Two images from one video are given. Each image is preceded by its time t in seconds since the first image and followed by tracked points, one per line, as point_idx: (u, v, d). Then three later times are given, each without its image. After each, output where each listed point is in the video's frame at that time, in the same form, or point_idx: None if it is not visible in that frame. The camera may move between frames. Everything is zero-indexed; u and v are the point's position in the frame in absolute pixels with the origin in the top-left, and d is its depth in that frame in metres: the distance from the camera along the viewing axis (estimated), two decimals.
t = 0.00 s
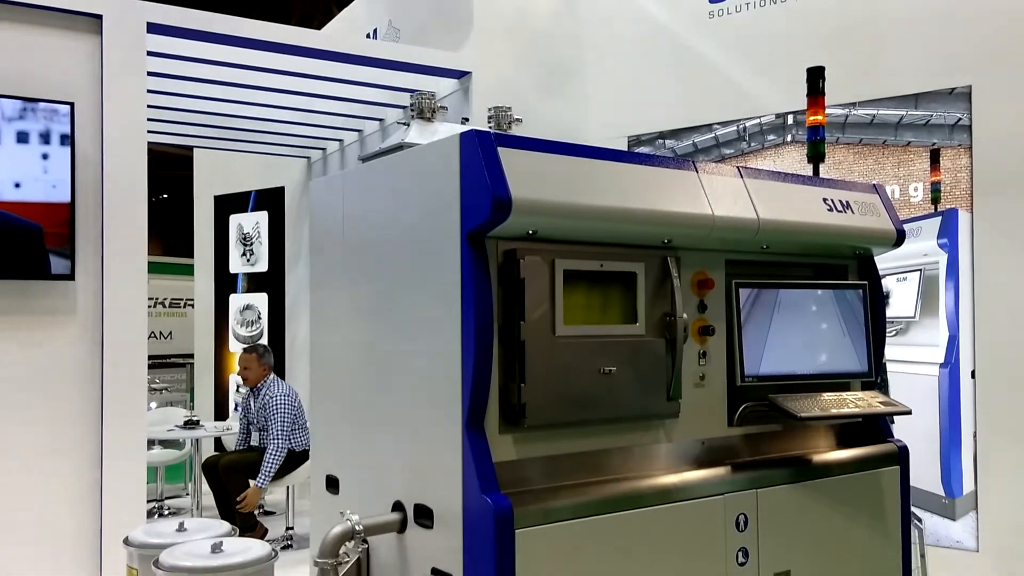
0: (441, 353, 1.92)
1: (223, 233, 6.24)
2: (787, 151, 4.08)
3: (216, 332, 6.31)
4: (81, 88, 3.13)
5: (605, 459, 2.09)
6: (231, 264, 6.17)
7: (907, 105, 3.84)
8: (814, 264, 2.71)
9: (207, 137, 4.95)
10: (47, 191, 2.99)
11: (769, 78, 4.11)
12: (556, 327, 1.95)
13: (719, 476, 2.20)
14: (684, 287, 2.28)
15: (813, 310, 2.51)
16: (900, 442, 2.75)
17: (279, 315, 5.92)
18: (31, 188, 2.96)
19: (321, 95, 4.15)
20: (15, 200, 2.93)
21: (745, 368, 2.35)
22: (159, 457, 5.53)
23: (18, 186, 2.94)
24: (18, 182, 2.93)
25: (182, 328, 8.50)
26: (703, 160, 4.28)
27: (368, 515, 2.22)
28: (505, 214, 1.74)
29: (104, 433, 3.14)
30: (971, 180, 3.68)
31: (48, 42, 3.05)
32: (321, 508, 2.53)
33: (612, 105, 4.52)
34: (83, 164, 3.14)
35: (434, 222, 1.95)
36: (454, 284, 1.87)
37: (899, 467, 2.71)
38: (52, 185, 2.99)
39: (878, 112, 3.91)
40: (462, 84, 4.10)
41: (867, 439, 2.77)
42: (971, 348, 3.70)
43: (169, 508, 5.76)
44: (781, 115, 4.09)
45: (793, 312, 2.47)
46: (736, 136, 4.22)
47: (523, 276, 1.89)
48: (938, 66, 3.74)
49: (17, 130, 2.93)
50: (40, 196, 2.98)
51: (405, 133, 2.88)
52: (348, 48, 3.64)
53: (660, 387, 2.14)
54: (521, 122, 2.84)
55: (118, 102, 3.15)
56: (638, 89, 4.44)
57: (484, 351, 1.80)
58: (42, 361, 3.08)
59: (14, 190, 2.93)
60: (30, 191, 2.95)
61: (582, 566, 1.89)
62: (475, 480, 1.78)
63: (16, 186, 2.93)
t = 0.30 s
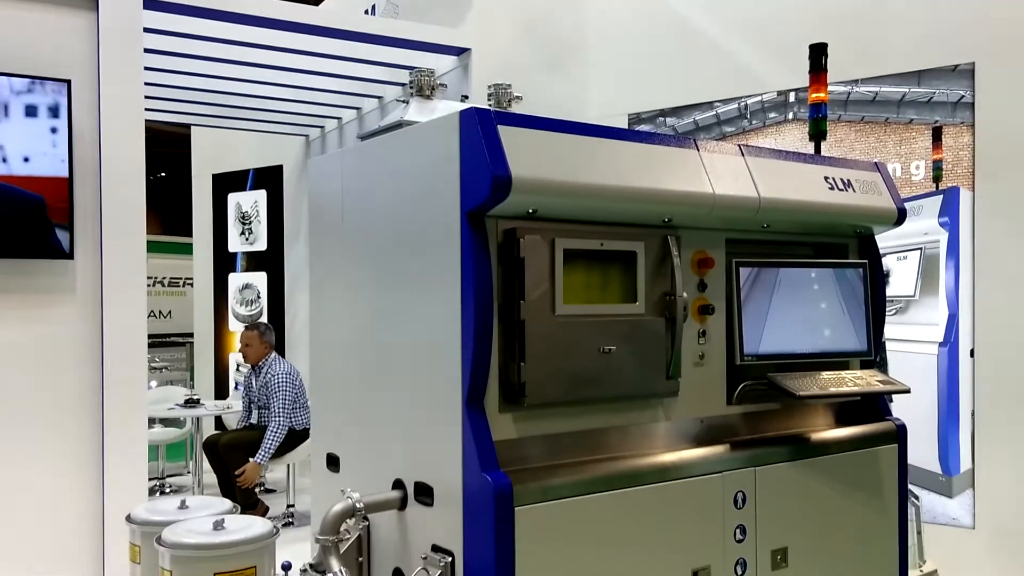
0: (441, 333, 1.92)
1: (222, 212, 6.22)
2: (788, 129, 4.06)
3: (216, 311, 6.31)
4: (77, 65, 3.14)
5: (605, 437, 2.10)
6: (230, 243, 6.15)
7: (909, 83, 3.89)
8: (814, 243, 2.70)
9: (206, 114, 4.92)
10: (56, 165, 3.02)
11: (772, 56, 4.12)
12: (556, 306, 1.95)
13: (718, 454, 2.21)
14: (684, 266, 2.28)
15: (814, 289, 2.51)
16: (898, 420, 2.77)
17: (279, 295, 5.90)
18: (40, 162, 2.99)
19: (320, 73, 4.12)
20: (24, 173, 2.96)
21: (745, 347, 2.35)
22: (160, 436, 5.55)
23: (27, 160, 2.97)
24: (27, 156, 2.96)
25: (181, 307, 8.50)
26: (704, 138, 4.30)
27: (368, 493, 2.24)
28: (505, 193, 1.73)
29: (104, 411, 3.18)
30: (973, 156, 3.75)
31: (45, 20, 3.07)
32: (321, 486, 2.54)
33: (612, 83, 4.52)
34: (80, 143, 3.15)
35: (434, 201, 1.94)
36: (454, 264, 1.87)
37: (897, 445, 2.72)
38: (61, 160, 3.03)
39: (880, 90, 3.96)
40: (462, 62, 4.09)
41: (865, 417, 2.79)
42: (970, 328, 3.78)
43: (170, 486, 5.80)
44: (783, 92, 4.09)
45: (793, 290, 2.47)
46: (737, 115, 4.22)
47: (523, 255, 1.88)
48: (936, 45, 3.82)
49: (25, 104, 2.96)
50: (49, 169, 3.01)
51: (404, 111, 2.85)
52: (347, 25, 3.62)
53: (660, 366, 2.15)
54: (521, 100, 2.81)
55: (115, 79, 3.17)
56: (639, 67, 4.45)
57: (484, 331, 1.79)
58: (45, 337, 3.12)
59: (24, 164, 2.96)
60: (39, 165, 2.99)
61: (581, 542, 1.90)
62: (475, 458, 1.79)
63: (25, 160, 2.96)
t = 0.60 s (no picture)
0: (441, 312, 1.92)
1: (221, 190, 6.21)
2: (789, 107, 4.10)
3: (216, 290, 6.31)
4: (78, 44, 3.20)
5: (604, 416, 2.11)
6: (230, 222, 6.14)
7: (911, 60, 3.89)
8: (815, 222, 2.70)
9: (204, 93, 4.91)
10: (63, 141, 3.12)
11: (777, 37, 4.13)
12: (556, 286, 1.95)
13: (718, 432, 2.22)
14: (685, 245, 2.27)
15: (815, 268, 2.51)
16: (897, 399, 2.77)
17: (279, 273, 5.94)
18: (48, 138, 3.09)
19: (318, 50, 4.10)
20: (30, 150, 3.06)
21: (744, 326, 2.35)
22: (161, 413, 5.58)
23: (36, 137, 3.07)
24: (35, 133, 3.06)
25: (181, 286, 8.49)
26: (705, 115, 4.28)
27: (369, 471, 2.25)
28: (505, 172, 1.72)
29: (105, 391, 3.24)
30: (975, 135, 3.75)
31: None
32: (321, 463, 2.55)
33: (613, 61, 4.50)
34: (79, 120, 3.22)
35: (434, 180, 1.93)
36: (454, 243, 1.86)
37: (896, 424, 2.73)
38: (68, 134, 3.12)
39: (882, 67, 3.97)
40: (462, 38, 4.09)
41: (864, 395, 2.80)
42: (968, 307, 3.78)
43: (171, 463, 5.84)
44: (784, 70, 4.10)
45: (793, 269, 2.46)
46: (738, 92, 4.23)
47: (523, 234, 1.88)
48: (939, 22, 3.81)
49: (33, 81, 3.06)
50: (56, 146, 3.11)
51: (402, 88, 2.82)
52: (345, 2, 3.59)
53: (660, 345, 2.15)
54: (521, 78, 2.77)
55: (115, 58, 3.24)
56: (640, 44, 4.43)
57: (484, 310, 1.79)
58: (49, 314, 3.17)
59: (31, 141, 3.06)
60: (47, 141, 3.09)
61: (580, 520, 1.91)
62: (475, 436, 1.79)
63: (33, 137, 3.07)
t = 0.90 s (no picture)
0: (441, 292, 1.91)
1: (219, 169, 6.18)
2: (791, 84, 4.05)
3: (215, 269, 6.30)
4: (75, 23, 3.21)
5: (604, 394, 2.11)
6: (229, 200, 6.12)
7: (914, 37, 3.87)
8: (816, 200, 2.69)
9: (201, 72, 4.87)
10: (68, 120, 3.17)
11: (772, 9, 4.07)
12: (556, 265, 1.94)
13: (717, 411, 2.23)
14: (685, 224, 2.26)
15: (815, 246, 2.51)
16: (895, 378, 2.78)
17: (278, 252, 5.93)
18: (55, 117, 3.12)
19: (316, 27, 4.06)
20: (38, 128, 3.09)
21: (744, 306, 2.35)
22: (161, 392, 5.60)
23: (44, 114, 3.10)
24: (43, 111, 3.09)
25: (180, 265, 8.47)
26: (706, 93, 4.25)
27: (370, 450, 2.26)
28: (504, 150, 1.71)
29: (105, 370, 3.26)
30: (977, 114, 3.74)
31: None
32: (321, 442, 2.56)
33: (613, 38, 4.46)
34: (76, 96, 3.23)
35: (433, 159, 1.92)
36: (454, 222, 1.85)
37: (895, 402, 2.75)
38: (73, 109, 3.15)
39: (884, 45, 3.94)
40: (461, 14, 4.06)
41: (863, 374, 2.80)
42: (968, 286, 3.78)
43: (172, 442, 5.87)
44: (786, 47, 4.05)
45: (793, 248, 2.46)
46: (740, 69, 4.21)
47: (523, 213, 1.87)
48: None
49: (40, 57, 3.08)
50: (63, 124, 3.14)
51: (401, 65, 2.80)
52: None
53: (659, 324, 2.15)
54: (520, 55, 2.76)
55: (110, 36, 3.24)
56: (640, 21, 4.39)
57: (483, 289, 1.79)
58: (48, 293, 3.20)
59: (39, 118, 3.09)
60: (54, 120, 3.12)
61: (580, 498, 1.93)
62: (475, 415, 1.80)
63: (41, 114, 3.10)
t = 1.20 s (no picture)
0: (441, 271, 1.91)
1: (217, 147, 6.16)
2: (792, 62, 4.04)
3: (215, 247, 6.29)
4: None
5: (602, 373, 2.11)
6: (227, 178, 6.10)
7: (916, 14, 3.82)
8: (817, 179, 2.68)
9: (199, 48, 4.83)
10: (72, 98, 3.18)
11: None
12: (556, 244, 1.94)
13: (716, 389, 2.23)
14: (685, 202, 2.25)
15: (816, 225, 2.51)
16: (895, 356, 2.79)
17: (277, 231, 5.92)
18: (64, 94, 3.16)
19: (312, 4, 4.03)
20: (48, 105, 3.13)
21: (744, 285, 2.35)
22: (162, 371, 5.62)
23: (53, 92, 3.13)
24: (52, 89, 3.13)
25: (179, 244, 8.46)
26: (707, 71, 4.24)
27: (370, 428, 2.27)
28: (503, 128, 1.70)
29: (105, 349, 3.27)
30: (979, 92, 3.73)
31: None
32: (321, 421, 2.57)
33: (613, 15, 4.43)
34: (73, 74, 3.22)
35: (433, 136, 1.91)
36: (453, 201, 1.85)
37: (894, 380, 2.75)
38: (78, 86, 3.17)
39: (887, 21, 3.89)
40: None
41: (862, 352, 2.81)
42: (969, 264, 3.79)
43: (173, 420, 5.90)
44: (788, 24, 4.02)
45: (793, 227, 2.46)
46: (741, 47, 4.18)
47: (523, 191, 1.87)
48: None
49: (49, 34, 3.10)
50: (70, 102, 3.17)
51: (400, 43, 2.78)
52: None
53: (659, 303, 2.15)
54: (520, 31, 2.74)
55: (105, 12, 3.21)
56: None
57: (483, 267, 1.79)
58: (46, 270, 3.20)
59: (49, 95, 3.13)
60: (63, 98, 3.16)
61: (579, 476, 1.93)
62: (475, 394, 1.80)
63: (50, 92, 3.13)
